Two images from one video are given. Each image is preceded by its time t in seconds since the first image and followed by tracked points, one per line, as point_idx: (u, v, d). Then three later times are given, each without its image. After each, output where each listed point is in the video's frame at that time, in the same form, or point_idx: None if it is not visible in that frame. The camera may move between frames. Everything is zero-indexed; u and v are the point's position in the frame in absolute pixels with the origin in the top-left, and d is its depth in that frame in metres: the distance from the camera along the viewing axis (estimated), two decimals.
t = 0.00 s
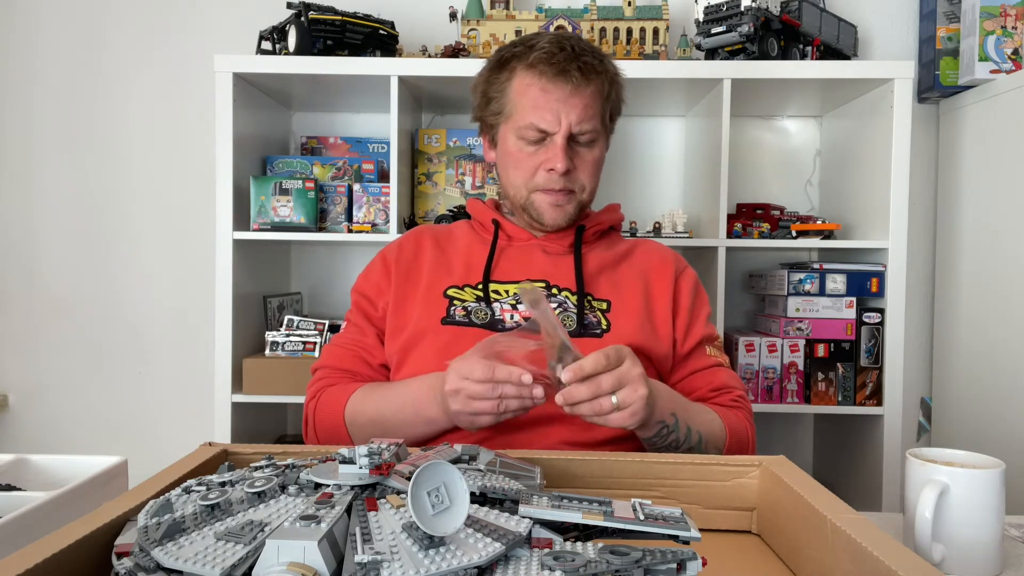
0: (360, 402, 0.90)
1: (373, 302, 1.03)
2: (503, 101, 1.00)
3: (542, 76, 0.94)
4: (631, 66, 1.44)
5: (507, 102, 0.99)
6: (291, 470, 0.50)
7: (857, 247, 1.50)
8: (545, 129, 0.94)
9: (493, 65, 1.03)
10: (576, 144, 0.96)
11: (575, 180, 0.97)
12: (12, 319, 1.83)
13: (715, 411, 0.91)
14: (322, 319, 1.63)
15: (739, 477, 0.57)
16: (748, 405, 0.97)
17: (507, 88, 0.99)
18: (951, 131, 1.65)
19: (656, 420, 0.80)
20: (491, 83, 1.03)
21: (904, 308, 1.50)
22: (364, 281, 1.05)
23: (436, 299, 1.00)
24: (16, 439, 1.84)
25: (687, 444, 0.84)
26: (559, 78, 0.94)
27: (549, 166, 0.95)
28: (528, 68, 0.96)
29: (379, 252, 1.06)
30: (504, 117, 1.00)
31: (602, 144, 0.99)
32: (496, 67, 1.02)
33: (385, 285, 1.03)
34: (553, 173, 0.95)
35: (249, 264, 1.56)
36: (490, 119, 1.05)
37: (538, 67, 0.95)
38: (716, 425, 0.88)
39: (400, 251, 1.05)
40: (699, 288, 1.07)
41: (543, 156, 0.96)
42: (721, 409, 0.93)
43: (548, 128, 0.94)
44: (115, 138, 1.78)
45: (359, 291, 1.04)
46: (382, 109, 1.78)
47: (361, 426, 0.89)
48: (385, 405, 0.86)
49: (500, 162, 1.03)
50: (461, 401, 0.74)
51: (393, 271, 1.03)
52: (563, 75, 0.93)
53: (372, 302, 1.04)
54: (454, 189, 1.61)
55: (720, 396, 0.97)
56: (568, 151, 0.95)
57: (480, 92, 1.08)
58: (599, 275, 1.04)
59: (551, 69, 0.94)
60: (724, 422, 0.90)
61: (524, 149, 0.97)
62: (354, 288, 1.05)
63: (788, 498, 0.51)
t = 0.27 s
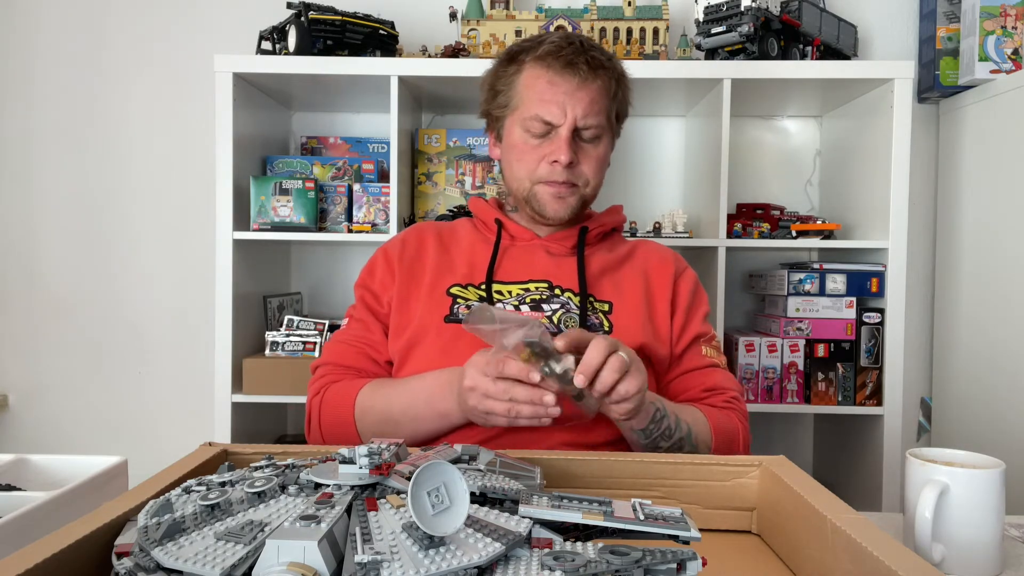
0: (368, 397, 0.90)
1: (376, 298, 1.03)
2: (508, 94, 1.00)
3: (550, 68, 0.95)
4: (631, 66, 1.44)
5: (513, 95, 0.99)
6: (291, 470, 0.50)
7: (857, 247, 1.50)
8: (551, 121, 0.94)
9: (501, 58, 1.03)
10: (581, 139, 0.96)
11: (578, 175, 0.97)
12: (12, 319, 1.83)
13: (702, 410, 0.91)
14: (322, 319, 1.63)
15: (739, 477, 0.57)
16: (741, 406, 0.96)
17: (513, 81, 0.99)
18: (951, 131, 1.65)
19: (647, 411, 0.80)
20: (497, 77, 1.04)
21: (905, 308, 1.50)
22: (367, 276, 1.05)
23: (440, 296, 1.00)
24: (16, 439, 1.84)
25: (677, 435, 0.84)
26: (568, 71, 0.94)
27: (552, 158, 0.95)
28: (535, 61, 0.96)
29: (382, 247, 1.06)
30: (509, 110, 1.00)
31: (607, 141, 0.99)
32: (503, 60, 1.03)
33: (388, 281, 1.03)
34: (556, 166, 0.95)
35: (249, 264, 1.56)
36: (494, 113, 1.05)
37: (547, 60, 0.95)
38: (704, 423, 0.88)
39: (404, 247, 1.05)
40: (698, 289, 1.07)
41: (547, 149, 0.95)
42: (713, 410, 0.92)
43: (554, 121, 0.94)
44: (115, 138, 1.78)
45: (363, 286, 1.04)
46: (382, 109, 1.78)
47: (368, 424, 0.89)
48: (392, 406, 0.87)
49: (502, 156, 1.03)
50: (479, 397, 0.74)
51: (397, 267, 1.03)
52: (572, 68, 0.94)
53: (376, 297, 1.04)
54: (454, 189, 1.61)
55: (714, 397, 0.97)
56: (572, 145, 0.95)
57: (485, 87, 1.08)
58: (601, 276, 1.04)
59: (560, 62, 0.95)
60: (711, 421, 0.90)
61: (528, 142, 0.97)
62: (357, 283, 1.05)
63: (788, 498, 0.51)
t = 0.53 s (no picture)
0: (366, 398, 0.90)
1: (375, 299, 1.03)
2: (509, 95, 1.00)
3: (551, 69, 0.95)
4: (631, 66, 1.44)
5: (513, 97, 0.99)
6: (291, 470, 0.50)
7: (857, 247, 1.50)
8: (550, 123, 0.94)
9: (504, 60, 1.04)
10: (581, 141, 0.96)
11: (577, 177, 0.96)
12: (12, 319, 1.83)
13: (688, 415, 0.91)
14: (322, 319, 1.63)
15: (739, 477, 0.57)
16: (742, 410, 0.96)
17: (514, 83, 0.99)
18: (951, 131, 1.65)
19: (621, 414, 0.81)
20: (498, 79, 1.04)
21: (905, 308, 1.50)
22: (365, 276, 1.05)
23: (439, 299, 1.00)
24: (16, 439, 1.84)
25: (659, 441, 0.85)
26: (568, 72, 0.94)
27: (551, 161, 0.95)
28: (536, 62, 0.96)
29: (381, 247, 1.06)
30: (510, 111, 1.00)
31: (609, 143, 0.98)
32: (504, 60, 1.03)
33: (387, 283, 1.03)
34: (555, 168, 0.94)
35: (249, 264, 1.56)
36: (496, 114, 1.05)
37: (547, 60, 0.95)
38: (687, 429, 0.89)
39: (403, 247, 1.05)
40: (699, 293, 1.07)
41: (547, 151, 0.95)
42: (708, 416, 0.93)
43: (553, 122, 0.93)
44: (115, 138, 1.78)
45: (362, 287, 1.04)
46: (382, 109, 1.78)
47: (365, 426, 0.89)
48: (387, 408, 0.87)
49: (504, 158, 1.03)
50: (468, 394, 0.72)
51: (396, 268, 1.03)
52: (572, 69, 0.94)
53: (374, 299, 1.04)
54: (454, 189, 1.61)
55: (711, 403, 0.97)
56: (572, 147, 0.94)
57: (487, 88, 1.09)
58: (602, 282, 1.03)
59: (560, 62, 0.94)
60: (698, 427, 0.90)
61: (528, 144, 0.96)
62: (355, 284, 1.05)
63: (788, 498, 0.51)
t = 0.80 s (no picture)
0: (354, 400, 0.90)
1: (369, 305, 1.04)
2: (500, 93, 1.00)
3: (537, 65, 0.94)
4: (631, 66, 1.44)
5: (503, 95, 0.99)
6: (291, 470, 0.50)
7: (857, 247, 1.50)
8: (536, 120, 0.93)
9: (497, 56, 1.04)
10: (569, 138, 0.95)
11: (565, 174, 0.95)
12: (11, 319, 1.83)
13: (697, 415, 0.90)
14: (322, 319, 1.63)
15: (739, 477, 0.57)
16: (747, 410, 0.95)
17: (504, 80, 0.99)
18: (951, 131, 1.65)
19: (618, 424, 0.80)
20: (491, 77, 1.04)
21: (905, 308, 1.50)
22: (360, 282, 1.05)
23: (433, 304, 1.00)
24: (16, 439, 1.84)
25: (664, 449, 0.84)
26: (554, 67, 0.93)
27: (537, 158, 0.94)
28: (524, 59, 0.96)
29: (376, 251, 1.07)
30: (500, 108, 1.00)
31: (601, 140, 0.96)
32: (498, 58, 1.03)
33: (381, 288, 1.03)
34: (541, 166, 0.94)
35: (249, 264, 1.56)
36: (490, 112, 1.05)
37: (534, 57, 0.95)
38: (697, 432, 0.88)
39: (398, 250, 1.05)
40: (704, 292, 1.07)
41: (533, 149, 0.95)
42: (716, 417, 0.92)
43: (538, 119, 0.93)
44: (114, 137, 1.78)
45: (356, 293, 1.05)
46: (382, 109, 1.78)
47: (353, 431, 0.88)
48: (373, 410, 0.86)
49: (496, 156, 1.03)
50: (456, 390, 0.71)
51: (390, 273, 1.03)
52: (557, 64, 0.93)
53: (368, 304, 1.04)
54: (454, 189, 1.61)
55: (718, 405, 0.96)
56: (558, 144, 0.93)
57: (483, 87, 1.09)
58: (602, 283, 1.03)
59: (547, 58, 0.94)
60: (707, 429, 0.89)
61: (516, 141, 0.96)
62: (351, 289, 1.05)
63: (788, 498, 0.51)
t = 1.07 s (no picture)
0: (335, 386, 0.89)
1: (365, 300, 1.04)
2: (490, 95, 1.01)
3: (524, 67, 0.94)
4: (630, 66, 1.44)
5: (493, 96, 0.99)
6: (291, 470, 0.50)
7: (858, 247, 1.50)
8: (524, 123, 0.93)
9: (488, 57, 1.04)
10: (559, 139, 0.94)
11: (555, 176, 0.95)
12: (11, 319, 1.83)
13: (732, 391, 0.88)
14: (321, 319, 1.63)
15: (739, 477, 0.57)
16: (767, 390, 0.95)
17: (494, 82, 0.99)
18: (951, 131, 1.65)
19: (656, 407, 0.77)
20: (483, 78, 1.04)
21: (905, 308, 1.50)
22: (357, 275, 1.05)
23: (431, 302, 1.00)
24: (16, 439, 1.84)
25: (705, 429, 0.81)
26: (541, 69, 0.93)
27: (527, 161, 0.94)
28: (512, 60, 0.96)
29: (374, 247, 1.06)
30: (491, 111, 1.00)
31: (592, 141, 0.96)
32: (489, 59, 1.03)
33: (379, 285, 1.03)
34: (530, 168, 0.94)
35: (249, 264, 1.56)
36: (482, 113, 1.05)
37: (522, 58, 0.95)
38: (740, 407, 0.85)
39: (397, 247, 1.05)
40: (706, 279, 1.07)
41: (523, 151, 0.95)
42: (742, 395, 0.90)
43: (526, 122, 0.93)
44: (114, 137, 1.78)
45: (352, 286, 1.04)
46: (382, 109, 1.78)
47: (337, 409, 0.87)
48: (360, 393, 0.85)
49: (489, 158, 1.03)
50: (462, 394, 0.74)
51: (387, 269, 1.03)
52: (544, 66, 0.93)
53: (364, 299, 1.04)
54: (454, 189, 1.61)
55: (739, 383, 0.95)
56: (546, 145, 0.93)
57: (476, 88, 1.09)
58: (599, 280, 1.03)
59: (534, 59, 0.94)
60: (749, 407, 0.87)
61: (507, 144, 0.96)
62: (348, 281, 1.05)
63: (788, 497, 0.51)
